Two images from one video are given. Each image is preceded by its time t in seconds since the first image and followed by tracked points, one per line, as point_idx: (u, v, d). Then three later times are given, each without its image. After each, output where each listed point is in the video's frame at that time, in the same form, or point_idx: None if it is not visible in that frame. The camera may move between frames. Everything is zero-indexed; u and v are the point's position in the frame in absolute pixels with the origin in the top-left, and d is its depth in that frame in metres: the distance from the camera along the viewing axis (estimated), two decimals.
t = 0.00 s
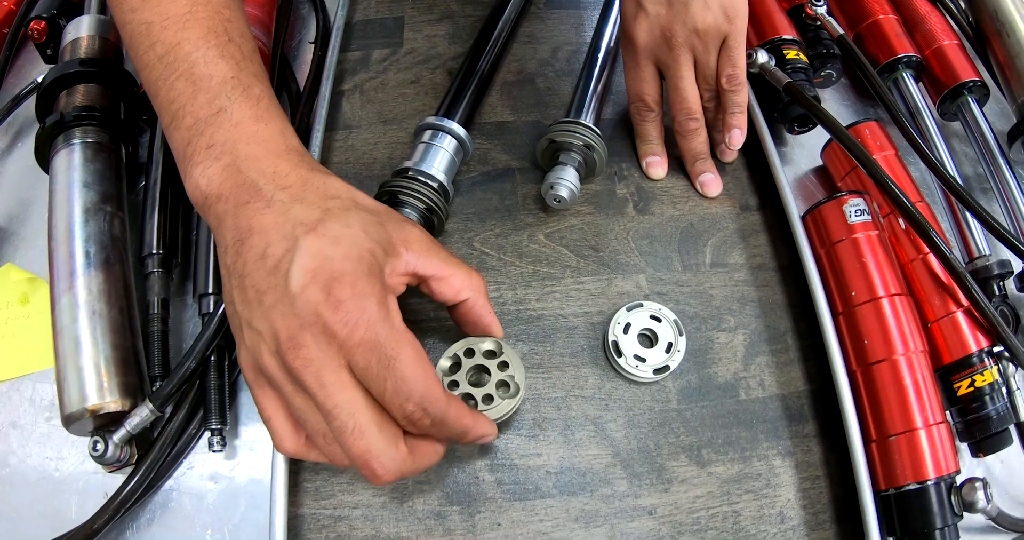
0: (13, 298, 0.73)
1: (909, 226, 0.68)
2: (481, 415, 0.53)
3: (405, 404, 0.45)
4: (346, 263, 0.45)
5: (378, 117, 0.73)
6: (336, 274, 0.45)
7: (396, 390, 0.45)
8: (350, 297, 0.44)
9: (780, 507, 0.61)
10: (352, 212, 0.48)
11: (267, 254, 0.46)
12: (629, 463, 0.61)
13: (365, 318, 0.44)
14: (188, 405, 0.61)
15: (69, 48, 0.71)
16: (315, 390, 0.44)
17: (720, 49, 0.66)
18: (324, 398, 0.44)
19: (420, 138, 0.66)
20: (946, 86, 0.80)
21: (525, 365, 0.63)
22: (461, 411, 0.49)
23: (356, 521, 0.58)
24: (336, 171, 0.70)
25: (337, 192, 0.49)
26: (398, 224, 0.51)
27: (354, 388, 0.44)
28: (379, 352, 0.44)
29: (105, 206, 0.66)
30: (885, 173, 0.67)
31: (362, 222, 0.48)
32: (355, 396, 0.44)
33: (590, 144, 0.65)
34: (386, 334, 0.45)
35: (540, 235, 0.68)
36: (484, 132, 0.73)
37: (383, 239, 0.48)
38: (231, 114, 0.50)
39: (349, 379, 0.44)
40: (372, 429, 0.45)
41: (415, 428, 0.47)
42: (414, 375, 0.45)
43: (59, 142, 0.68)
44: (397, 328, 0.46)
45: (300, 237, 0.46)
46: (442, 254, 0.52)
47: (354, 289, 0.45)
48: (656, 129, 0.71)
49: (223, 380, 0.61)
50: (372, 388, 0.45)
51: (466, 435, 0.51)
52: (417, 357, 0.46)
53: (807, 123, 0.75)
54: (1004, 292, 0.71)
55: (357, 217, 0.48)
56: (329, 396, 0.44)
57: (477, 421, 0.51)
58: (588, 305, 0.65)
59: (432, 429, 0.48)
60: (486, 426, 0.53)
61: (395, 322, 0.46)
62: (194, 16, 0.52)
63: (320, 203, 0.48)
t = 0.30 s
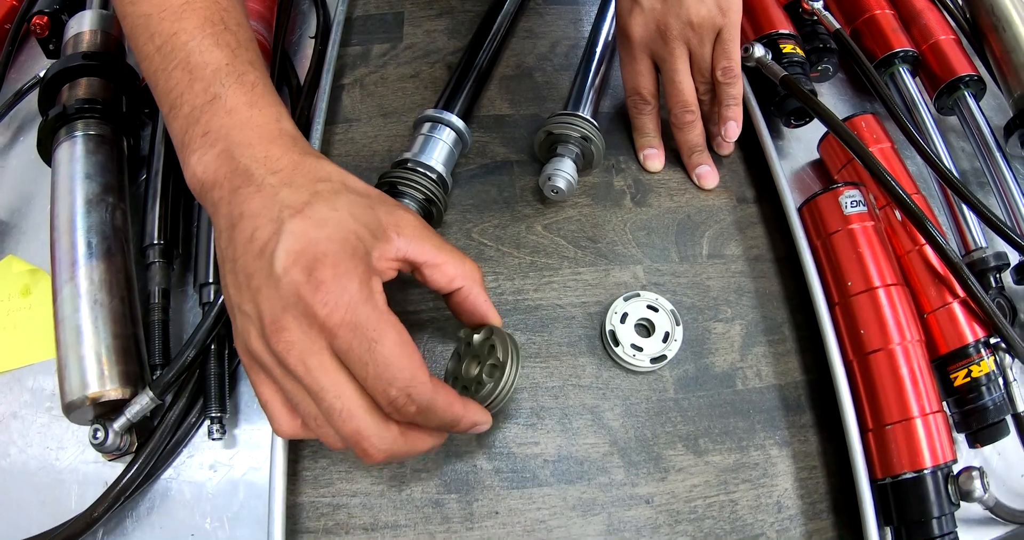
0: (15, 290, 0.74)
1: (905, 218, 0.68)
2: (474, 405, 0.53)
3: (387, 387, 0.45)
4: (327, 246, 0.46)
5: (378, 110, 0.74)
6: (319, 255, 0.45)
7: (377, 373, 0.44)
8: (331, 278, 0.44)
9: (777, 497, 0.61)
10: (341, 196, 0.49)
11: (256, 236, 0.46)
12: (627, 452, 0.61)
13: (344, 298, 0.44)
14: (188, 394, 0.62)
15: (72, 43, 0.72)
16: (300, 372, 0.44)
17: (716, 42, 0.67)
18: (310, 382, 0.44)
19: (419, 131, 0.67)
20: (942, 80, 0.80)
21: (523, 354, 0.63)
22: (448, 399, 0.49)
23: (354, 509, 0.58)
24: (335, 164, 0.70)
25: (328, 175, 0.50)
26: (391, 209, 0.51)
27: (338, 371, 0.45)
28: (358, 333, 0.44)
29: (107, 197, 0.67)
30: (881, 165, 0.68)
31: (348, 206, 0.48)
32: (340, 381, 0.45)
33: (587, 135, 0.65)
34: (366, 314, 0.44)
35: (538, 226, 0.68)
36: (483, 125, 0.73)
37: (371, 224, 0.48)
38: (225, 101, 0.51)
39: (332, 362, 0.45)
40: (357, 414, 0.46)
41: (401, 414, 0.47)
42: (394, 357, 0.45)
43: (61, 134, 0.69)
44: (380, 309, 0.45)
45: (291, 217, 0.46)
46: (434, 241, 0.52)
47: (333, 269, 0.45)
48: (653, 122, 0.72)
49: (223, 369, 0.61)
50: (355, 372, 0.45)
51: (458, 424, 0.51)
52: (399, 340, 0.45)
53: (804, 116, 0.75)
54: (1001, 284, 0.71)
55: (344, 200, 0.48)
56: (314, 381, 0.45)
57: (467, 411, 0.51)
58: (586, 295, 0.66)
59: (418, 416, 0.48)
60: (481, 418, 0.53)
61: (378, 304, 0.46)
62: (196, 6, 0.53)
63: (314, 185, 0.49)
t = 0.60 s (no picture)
0: (17, 282, 0.74)
1: (901, 210, 0.69)
2: (463, 392, 0.54)
3: (359, 391, 0.48)
4: (292, 259, 0.46)
5: (378, 105, 0.74)
6: (276, 272, 0.46)
7: (345, 380, 0.47)
8: (286, 297, 0.46)
9: (774, 488, 0.62)
10: (300, 199, 0.48)
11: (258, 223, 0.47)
12: (624, 442, 0.61)
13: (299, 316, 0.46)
14: (188, 383, 0.62)
15: (75, 38, 0.73)
16: (292, 375, 0.50)
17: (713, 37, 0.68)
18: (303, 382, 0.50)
19: (418, 124, 0.67)
20: (939, 75, 0.81)
21: (521, 345, 0.64)
22: (425, 396, 0.50)
23: (352, 498, 0.59)
24: (335, 157, 0.71)
25: (289, 176, 0.49)
26: (363, 201, 0.49)
27: (319, 376, 0.49)
28: (317, 348, 0.46)
29: (109, 190, 0.67)
30: (877, 158, 0.68)
31: (307, 209, 0.48)
32: (322, 382, 0.49)
33: (585, 128, 0.65)
34: (321, 329, 0.46)
35: (537, 219, 0.69)
36: (482, 119, 0.74)
37: (332, 227, 0.47)
38: (224, 91, 0.51)
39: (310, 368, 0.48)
40: (348, 406, 0.51)
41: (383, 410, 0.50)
42: (355, 367, 0.46)
43: (64, 128, 0.69)
44: (339, 320, 0.46)
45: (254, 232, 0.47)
46: (407, 226, 0.50)
47: (285, 290, 0.46)
48: (651, 116, 0.73)
49: (223, 358, 0.62)
50: (330, 379, 0.48)
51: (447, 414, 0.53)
52: (360, 348, 0.46)
53: (800, 110, 0.76)
54: (998, 277, 0.71)
55: (304, 203, 0.48)
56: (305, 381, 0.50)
57: (454, 401, 0.52)
58: (584, 286, 0.66)
59: (398, 412, 0.50)
60: (475, 408, 0.54)
61: (338, 313, 0.46)
62: None
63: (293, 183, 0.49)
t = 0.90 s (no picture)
0: (18, 278, 0.75)
1: (900, 207, 0.69)
2: (483, 362, 0.54)
3: (378, 377, 0.49)
4: (285, 263, 0.45)
5: (378, 103, 0.75)
6: (274, 274, 0.45)
7: (362, 370, 0.48)
8: (288, 298, 0.45)
9: (772, 484, 0.62)
10: (288, 196, 0.47)
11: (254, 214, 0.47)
12: (622, 437, 0.61)
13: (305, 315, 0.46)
14: (188, 378, 0.62)
15: (77, 36, 0.74)
16: (310, 369, 0.51)
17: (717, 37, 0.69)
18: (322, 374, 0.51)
19: (418, 121, 0.68)
20: (938, 74, 0.81)
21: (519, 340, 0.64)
22: (443, 373, 0.51)
23: (351, 492, 0.59)
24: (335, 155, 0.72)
25: (275, 175, 0.48)
26: (354, 186, 0.49)
27: (336, 367, 0.49)
28: (330, 344, 0.46)
29: (110, 186, 0.68)
30: (876, 155, 0.68)
31: (297, 205, 0.47)
32: (339, 372, 0.50)
33: (583, 125, 0.66)
34: (328, 326, 0.46)
35: (535, 216, 0.69)
36: (481, 117, 0.75)
37: (325, 219, 0.47)
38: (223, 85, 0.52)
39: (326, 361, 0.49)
40: (369, 391, 0.52)
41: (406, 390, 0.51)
42: (368, 356, 0.47)
43: (67, 125, 0.70)
44: (344, 314, 0.46)
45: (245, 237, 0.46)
46: (398, 205, 0.50)
47: (286, 294, 0.45)
48: (650, 114, 0.73)
49: (223, 353, 0.62)
50: (347, 369, 0.49)
51: (468, 387, 0.54)
52: (369, 337, 0.47)
53: (799, 108, 0.76)
54: (998, 275, 0.71)
55: (294, 199, 0.47)
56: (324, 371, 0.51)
57: (474, 374, 0.53)
58: (582, 283, 0.66)
59: (419, 390, 0.51)
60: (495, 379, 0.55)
61: (342, 307, 0.46)
62: None
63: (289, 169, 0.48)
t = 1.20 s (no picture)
0: (20, 274, 0.75)
1: (898, 204, 0.69)
2: (492, 337, 0.50)
3: (381, 367, 0.49)
4: (264, 273, 0.46)
5: (378, 101, 0.75)
6: (257, 283, 0.46)
7: (362, 364, 0.48)
8: (274, 306, 0.46)
9: (769, 480, 0.62)
10: (260, 202, 0.47)
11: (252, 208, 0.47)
12: (619, 433, 0.61)
13: (293, 321, 0.46)
14: (187, 373, 0.62)
15: (80, 34, 0.75)
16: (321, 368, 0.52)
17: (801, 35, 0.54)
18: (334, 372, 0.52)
19: (417, 118, 0.68)
20: (937, 72, 0.81)
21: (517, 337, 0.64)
22: (446, 353, 0.49)
23: (348, 487, 0.59)
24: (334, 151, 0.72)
25: (255, 173, 0.48)
26: (327, 176, 0.48)
27: (343, 363, 0.50)
28: (325, 344, 0.47)
29: (111, 182, 0.68)
30: (873, 152, 0.69)
31: (269, 209, 0.46)
32: (346, 366, 0.50)
33: (581, 122, 0.66)
34: (316, 326, 0.46)
35: (534, 212, 0.69)
36: (480, 114, 0.75)
37: (299, 219, 0.46)
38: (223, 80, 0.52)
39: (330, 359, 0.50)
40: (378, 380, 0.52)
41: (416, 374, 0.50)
42: (360, 351, 0.47)
43: (69, 122, 0.71)
44: (330, 313, 0.46)
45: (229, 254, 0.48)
46: (368, 190, 0.48)
47: (271, 303, 0.46)
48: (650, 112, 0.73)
49: (222, 348, 0.62)
50: (351, 363, 0.49)
51: (478, 363, 0.51)
52: (359, 331, 0.46)
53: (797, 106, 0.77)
54: (996, 272, 0.71)
55: (266, 203, 0.46)
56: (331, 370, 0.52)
57: (482, 350, 0.50)
58: (579, 279, 0.67)
59: (428, 373, 0.50)
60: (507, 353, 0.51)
61: (326, 305, 0.46)
62: None
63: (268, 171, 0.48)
